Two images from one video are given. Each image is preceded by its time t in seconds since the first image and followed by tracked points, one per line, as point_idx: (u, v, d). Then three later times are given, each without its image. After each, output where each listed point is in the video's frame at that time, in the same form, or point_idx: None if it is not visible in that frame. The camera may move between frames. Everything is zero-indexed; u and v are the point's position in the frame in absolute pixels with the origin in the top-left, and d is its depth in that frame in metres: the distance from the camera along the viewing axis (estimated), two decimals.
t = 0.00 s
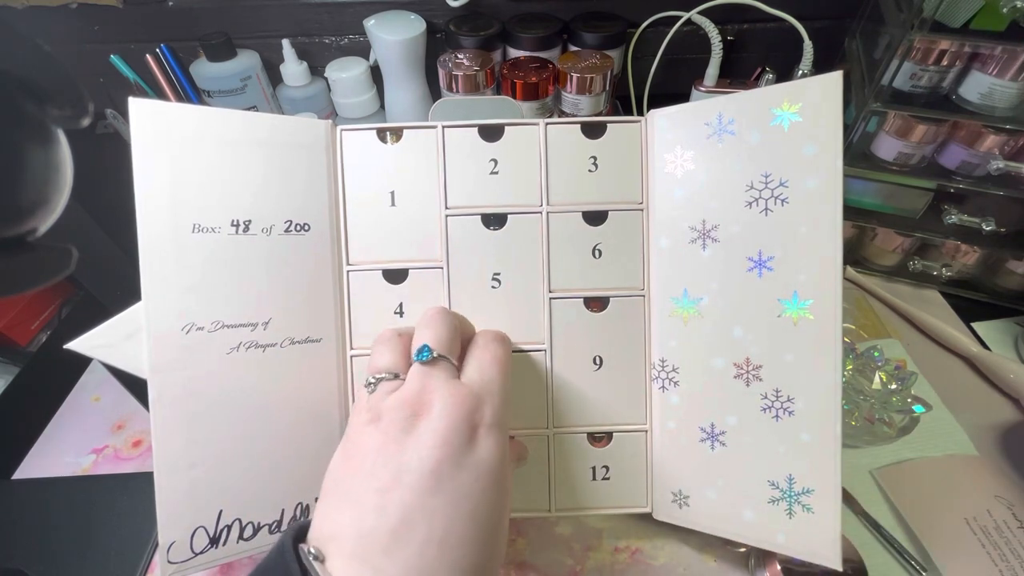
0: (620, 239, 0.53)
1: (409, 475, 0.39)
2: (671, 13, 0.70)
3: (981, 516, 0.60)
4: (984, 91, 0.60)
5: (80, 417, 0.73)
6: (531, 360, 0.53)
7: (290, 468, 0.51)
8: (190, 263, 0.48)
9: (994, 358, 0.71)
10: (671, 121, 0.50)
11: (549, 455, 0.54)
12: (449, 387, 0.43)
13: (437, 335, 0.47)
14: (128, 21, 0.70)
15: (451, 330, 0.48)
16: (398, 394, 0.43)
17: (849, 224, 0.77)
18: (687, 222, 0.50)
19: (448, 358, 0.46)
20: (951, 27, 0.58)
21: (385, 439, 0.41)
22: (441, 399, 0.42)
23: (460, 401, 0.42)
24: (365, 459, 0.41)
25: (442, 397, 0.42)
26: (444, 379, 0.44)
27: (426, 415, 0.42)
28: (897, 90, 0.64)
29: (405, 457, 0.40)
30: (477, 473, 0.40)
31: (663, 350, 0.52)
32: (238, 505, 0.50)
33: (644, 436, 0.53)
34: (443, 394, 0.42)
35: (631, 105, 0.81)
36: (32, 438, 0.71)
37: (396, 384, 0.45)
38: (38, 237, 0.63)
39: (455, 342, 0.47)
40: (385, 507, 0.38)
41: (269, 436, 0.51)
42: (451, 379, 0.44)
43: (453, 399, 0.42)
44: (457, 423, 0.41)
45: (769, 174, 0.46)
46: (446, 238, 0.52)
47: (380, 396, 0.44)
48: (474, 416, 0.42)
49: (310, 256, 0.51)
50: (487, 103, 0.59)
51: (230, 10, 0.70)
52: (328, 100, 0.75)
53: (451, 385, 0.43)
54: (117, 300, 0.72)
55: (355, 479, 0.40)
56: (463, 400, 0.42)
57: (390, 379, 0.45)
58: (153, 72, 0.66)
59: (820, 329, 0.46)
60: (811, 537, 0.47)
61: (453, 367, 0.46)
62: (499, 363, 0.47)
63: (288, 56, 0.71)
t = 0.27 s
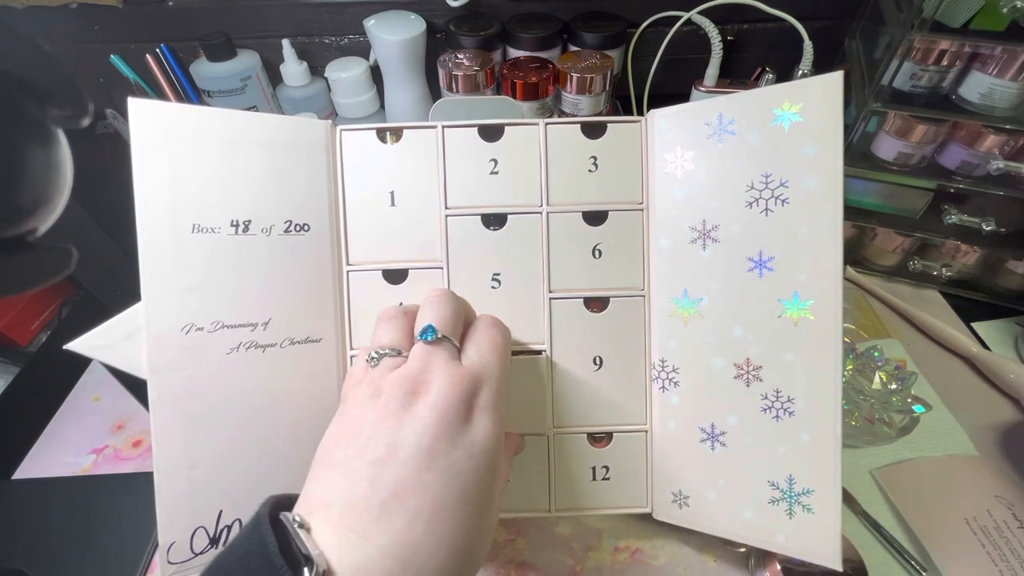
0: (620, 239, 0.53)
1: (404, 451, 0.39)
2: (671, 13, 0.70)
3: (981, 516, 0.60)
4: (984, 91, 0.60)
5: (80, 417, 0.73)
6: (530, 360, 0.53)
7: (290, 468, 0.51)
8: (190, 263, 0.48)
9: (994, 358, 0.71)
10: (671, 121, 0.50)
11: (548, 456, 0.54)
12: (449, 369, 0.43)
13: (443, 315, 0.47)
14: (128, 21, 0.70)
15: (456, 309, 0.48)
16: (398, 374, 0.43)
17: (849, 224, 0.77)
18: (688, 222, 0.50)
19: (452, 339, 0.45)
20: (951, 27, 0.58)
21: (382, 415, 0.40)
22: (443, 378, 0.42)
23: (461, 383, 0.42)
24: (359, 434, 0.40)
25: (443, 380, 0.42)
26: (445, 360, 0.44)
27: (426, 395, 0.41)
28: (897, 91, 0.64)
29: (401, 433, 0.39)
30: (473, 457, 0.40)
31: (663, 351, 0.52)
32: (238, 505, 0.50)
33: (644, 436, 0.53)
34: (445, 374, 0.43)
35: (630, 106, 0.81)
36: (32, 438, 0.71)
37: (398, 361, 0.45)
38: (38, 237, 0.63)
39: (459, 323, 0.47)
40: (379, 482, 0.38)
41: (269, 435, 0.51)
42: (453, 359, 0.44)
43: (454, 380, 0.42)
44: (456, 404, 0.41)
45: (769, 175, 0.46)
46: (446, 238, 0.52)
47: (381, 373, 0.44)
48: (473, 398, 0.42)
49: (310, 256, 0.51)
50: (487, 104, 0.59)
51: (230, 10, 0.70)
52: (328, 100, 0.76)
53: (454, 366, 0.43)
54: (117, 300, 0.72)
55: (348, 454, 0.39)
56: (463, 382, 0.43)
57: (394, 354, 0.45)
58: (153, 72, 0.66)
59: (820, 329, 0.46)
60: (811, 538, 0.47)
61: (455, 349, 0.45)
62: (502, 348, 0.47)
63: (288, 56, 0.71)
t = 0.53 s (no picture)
0: (620, 238, 0.53)
1: (372, 489, 0.34)
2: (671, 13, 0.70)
3: (982, 516, 0.60)
4: (984, 91, 0.60)
5: (80, 417, 0.73)
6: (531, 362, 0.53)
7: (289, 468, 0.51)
8: (190, 263, 0.49)
9: (994, 358, 0.71)
10: (671, 122, 0.50)
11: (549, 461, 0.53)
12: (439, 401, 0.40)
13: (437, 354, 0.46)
14: (128, 20, 0.70)
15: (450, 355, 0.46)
16: (381, 404, 0.39)
17: (849, 224, 0.77)
18: (688, 222, 0.50)
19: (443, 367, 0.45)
20: (951, 27, 0.58)
21: (356, 445, 0.36)
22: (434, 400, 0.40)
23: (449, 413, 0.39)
24: (323, 472, 0.35)
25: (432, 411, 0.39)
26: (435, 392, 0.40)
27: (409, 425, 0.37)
28: (897, 90, 0.64)
29: (373, 468, 0.34)
30: (451, 507, 0.35)
31: (664, 352, 0.52)
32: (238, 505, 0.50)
33: (644, 437, 0.53)
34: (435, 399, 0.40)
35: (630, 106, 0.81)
36: (32, 438, 0.71)
37: (390, 386, 0.42)
38: (38, 237, 0.63)
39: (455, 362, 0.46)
40: (340, 521, 0.33)
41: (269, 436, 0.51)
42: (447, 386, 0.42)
43: (442, 411, 0.39)
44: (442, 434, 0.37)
45: (770, 175, 0.46)
46: (446, 237, 0.52)
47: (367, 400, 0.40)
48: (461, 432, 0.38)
49: (310, 256, 0.51)
50: (489, 104, 0.59)
51: (230, 10, 0.70)
52: (328, 100, 0.76)
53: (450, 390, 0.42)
54: (117, 301, 0.72)
55: (311, 485, 0.35)
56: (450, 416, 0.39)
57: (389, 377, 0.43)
58: (154, 72, 0.66)
59: (820, 329, 0.46)
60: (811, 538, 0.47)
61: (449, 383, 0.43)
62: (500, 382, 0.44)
63: (288, 56, 0.71)
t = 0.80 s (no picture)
0: (617, 246, 0.53)
1: (358, 501, 0.34)
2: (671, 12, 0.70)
3: (981, 516, 0.60)
4: (984, 91, 0.60)
5: (81, 417, 0.73)
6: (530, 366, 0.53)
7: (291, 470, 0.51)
8: (189, 267, 0.49)
9: (994, 358, 0.71)
10: (667, 132, 0.51)
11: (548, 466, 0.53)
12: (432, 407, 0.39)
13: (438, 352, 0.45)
14: (128, 21, 0.70)
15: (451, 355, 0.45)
16: (372, 406, 0.39)
17: (849, 224, 0.77)
18: (686, 229, 0.50)
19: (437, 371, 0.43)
20: (951, 27, 0.58)
21: (348, 451, 0.36)
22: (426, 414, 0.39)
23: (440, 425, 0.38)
24: (317, 468, 0.36)
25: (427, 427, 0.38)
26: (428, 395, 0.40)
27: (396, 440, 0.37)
28: (897, 91, 0.64)
29: (363, 473, 0.35)
30: (435, 518, 0.35)
31: (662, 361, 0.52)
32: (239, 506, 0.50)
33: (643, 447, 0.53)
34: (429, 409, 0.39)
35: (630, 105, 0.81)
36: (33, 437, 0.71)
37: (387, 384, 0.42)
38: (38, 237, 0.63)
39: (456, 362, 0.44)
40: (325, 535, 0.33)
41: (269, 437, 0.51)
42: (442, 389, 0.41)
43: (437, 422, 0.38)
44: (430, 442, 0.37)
45: (767, 183, 0.47)
46: (444, 245, 0.52)
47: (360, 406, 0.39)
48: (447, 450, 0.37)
49: (309, 262, 0.51)
50: (488, 104, 0.58)
51: (230, 10, 0.70)
52: (328, 100, 0.76)
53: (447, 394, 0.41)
54: (116, 300, 0.74)
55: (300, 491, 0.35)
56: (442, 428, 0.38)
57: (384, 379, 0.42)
58: (153, 71, 0.67)
59: (820, 338, 0.46)
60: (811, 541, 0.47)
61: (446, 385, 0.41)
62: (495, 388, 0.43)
63: (288, 56, 0.71)
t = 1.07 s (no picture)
0: (616, 247, 0.53)
1: (321, 529, 0.37)
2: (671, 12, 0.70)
3: (982, 516, 0.60)
4: (984, 91, 0.60)
5: (81, 417, 0.73)
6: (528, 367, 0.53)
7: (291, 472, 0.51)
8: (184, 272, 0.49)
9: (994, 358, 0.71)
10: (662, 134, 0.52)
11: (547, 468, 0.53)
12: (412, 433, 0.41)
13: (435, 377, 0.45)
14: (128, 22, 0.70)
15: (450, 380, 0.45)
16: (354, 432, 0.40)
17: (849, 224, 0.77)
18: (682, 231, 0.51)
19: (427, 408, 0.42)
20: (951, 27, 0.58)
21: (315, 480, 0.38)
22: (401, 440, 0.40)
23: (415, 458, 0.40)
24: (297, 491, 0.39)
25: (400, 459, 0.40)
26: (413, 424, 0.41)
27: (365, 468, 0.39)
28: (897, 91, 0.64)
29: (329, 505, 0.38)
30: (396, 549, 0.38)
31: (660, 362, 0.52)
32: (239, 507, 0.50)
33: (644, 449, 0.53)
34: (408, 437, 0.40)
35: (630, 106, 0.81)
36: (33, 437, 0.71)
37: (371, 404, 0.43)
38: (38, 237, 0.63)
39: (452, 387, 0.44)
40: (290, 560, 0.37)
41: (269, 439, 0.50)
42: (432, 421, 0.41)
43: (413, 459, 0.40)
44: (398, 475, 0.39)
45: (762, 183, 0.47)
46: (441, 248, 0.53)
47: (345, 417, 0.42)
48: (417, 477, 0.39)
49: (306, 266, 0.51)
50: (488, 104, 0.58)
51: (230, 11, 0.70)
52: (328, 100, 0.76)
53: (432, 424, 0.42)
54: (116, 302, 0.74)
55: (275, 511, 0.39)
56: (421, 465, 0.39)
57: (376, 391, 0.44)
58: (153, 71, 0.68)
59: (818, 339, 0.46)
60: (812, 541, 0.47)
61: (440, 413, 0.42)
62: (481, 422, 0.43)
63: (288, 56, 0.71)
